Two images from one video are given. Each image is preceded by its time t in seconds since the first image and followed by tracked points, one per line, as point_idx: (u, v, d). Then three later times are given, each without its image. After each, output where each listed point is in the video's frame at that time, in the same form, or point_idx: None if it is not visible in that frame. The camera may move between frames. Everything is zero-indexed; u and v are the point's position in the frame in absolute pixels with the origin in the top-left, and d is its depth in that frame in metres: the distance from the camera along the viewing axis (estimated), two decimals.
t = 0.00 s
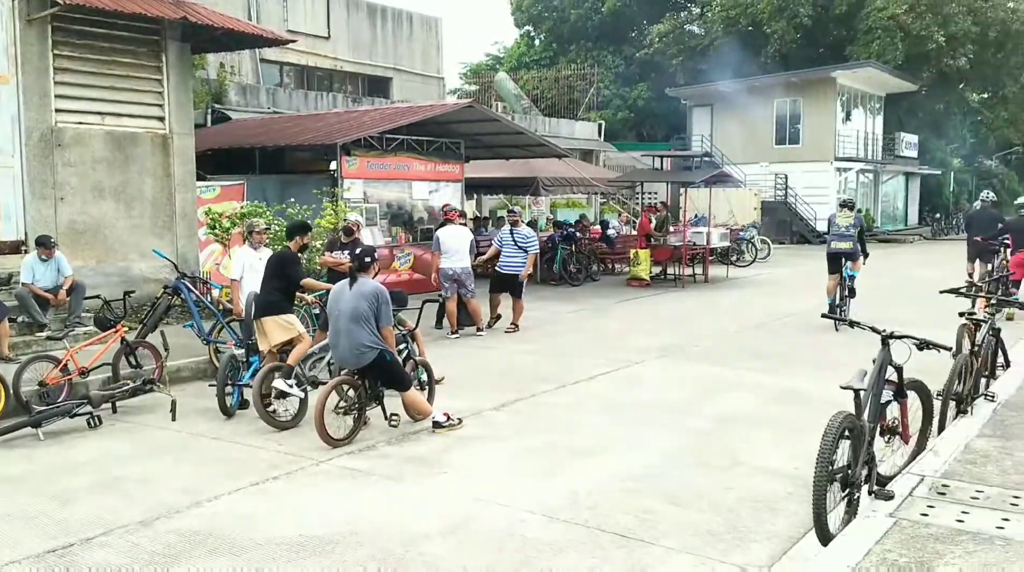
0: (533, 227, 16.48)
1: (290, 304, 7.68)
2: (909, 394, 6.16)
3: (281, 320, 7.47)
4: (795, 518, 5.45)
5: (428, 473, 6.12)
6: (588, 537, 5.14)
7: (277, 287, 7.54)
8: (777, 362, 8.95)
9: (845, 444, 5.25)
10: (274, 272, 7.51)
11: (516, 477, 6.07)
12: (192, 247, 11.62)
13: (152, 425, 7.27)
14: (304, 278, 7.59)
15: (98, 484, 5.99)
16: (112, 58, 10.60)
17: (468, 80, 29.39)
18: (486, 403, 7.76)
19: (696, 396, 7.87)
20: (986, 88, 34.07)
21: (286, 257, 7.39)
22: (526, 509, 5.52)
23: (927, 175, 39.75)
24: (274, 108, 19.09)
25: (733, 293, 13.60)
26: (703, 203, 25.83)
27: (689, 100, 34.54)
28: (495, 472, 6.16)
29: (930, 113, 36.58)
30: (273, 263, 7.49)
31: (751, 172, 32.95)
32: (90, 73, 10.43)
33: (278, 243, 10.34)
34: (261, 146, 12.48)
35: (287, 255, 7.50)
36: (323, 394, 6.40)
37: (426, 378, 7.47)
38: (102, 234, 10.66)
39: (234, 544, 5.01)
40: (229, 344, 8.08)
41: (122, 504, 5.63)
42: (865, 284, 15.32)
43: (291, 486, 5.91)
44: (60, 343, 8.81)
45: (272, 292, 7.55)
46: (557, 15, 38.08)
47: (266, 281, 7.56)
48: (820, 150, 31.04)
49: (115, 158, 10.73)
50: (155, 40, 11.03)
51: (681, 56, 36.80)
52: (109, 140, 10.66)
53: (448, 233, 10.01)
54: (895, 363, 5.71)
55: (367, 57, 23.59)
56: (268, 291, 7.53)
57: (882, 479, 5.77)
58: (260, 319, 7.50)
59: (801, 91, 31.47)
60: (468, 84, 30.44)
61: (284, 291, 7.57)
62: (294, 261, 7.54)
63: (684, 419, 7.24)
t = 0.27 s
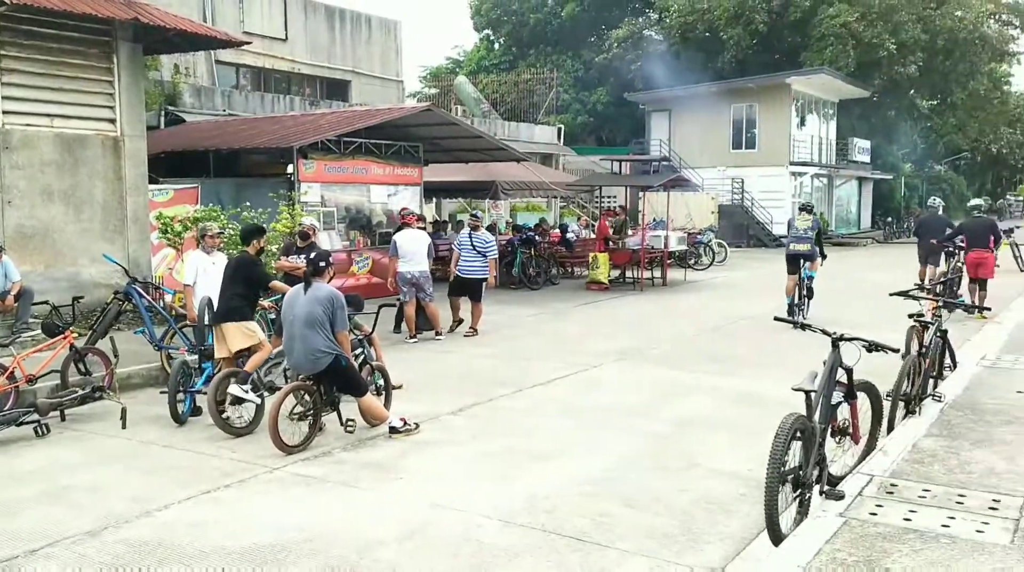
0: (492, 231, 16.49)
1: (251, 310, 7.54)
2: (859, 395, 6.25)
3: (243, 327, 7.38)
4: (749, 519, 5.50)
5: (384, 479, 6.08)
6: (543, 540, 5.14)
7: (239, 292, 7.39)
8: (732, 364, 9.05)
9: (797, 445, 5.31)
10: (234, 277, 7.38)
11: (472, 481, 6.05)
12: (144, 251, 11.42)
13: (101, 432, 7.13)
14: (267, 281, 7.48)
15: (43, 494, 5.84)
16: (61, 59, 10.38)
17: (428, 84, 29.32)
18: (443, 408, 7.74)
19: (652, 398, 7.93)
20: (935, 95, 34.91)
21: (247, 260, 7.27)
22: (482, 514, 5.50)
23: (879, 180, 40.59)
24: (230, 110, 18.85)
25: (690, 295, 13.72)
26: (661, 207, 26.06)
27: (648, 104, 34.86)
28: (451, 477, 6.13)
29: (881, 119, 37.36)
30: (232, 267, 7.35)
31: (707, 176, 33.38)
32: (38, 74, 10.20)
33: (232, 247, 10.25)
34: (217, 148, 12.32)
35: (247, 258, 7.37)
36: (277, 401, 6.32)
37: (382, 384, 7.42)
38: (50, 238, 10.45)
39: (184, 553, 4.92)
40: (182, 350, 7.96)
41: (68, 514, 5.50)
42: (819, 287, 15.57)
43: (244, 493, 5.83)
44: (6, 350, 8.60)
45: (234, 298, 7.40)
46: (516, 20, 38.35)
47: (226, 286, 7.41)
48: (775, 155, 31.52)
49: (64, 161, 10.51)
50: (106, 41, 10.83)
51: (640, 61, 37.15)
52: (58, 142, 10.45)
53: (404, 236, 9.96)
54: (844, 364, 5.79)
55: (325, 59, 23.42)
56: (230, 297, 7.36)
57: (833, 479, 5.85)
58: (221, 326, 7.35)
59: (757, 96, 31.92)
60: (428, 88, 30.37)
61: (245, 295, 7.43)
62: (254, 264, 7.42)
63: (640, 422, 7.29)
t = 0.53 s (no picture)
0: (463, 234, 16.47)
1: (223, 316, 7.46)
2: (825, 396, 6.31)
3: (215, 333, 7.31)
4: (717, 520, 5.53)
5: (353, 484, 6.04)
6: (512, 544, 5.13)
7: (212, 297, 7.34)
8: (701, 366, 9.11)
9: (764, 446, 5.34)
10: (208, 282, 7.33)
11: (442, 486, 6.03)
12: (110, 256, 11.27)
13: (65, 440, 7.02)
14: (239, 285, 7.45)
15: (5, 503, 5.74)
16: (24, 61, 10.23)
17: (400, 86, 29.25)
18: (413, 412, 7.70)
19: (621, 400, 7.96)
20: (900, 99, 35.39)
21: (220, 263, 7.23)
22: (451, 518, 5.49)
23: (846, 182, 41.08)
24: (197, 113, 18.66)
25: (660, 298, 13.79)
26: (632, 209, 26.19)
27: (619, 107, 35.05)
28: (421, 481, 6.11)
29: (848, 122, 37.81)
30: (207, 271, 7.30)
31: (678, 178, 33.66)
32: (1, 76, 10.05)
33: (199, 251, 10.20)
34: (183, 151, 12.20)
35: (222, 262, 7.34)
36: (245, 407, 6.27)
37: (351, 389, 7.39)
38: (13, 243, 10.30)
39: (148, 561, 4.86)
40: (148, 355, 7.86)
41: (30, 523, 5.41)
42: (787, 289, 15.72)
43: (210, 500, 5.77)
44: None
45: (206, 304, 7.34)
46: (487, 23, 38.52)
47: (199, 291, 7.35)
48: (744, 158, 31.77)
49: (27, 164, 10.37)
50: (70, 42, 10.69)
51: (610, 64, 37.33)
52: (21, 145, 10.31)
53: (373, 240, 9.90)
54: (811, 365, 5.83)
55: (294, 62, 23.26)
56: (203, 302, 7.31)
57: (800, 479, 5.89)
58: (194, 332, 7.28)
59: (727, 100, 32.16)
60: (399, 90, 30.28)
61: (218, 300, 7.38)
62: (227, 268, 7.39)
63: (610, 424, 7.31)
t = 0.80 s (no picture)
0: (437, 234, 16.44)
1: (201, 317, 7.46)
2: (794, 394, 6.36)
3: (194, 333, 7.33)
4: (688, 518, 5.56)
5: (324, 487, 6.00)
6: (483, 545, 5.12)
7: (187, 298, 7.32)
8: (673, 364, 9.15)
9: (735, 444, 5.37)
10: (184, 283, 7.29)
11: (414, 488, 6.01)
12: (78, 258, 11.12)
13: (32, 445, 6.91)
14: (214, 286, 7.39)
15: None
16: None
17: (374, 87, 29.15)
18: (386, 413, 7.67)
19: (594, 400, 7.97)
20: (869, 100, 35.78)
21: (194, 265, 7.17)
22: (422, 520, 5.46)
23: (818, 182, 41.48)
24: (167, 114, 18.48)
25: (633, 297, 13.84)
26: (605, 209, 26.28)
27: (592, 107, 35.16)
28: (393, 483, 6.07)
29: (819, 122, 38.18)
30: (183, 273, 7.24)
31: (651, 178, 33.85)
32: None
33: (168, 254, 10.11)
34: (151, 152, 12.08)
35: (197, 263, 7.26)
36: (215, 410, 6.21)
37: (324, 391, 7.35)
38: None
39: (115, 568, 4.80)
40: (115, 360, 7.75)
41: None
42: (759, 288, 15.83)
43: (179, 505, 5.70)
44: None
45: (182, 305, 7.32)
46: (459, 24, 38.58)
47: (174, 292, 7.30)
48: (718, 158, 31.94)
49: None
50: (36, 42, 10.54)
51: (583, 65, 37.45)
52: None
53: (346, 240, 9.87)
54: (781, 364, 5.86)
55: (266, 62, 23.10)
56: (179, 304, 7.30)
57: (770, 476, 5.93)
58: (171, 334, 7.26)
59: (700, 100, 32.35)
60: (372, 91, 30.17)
61: (194, 301, 7.35)
62: (200, 269, 7.30)
63: (582, 423, 7.32)
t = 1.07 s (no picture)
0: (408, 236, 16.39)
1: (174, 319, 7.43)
2: (761, 393, 6.40)
3: (166, 332, 7.29)
4: (656, 519, 5.57)
5: (291, 492, 5.95)
6: (451, 548, 5.11)
7: (161, 301, 7.30)
8: (641, 365, 9.19)
9: (702, 444, 5.40)
10: (160, 286, 7.28)
11: (382, 491, 5.97)
12: (40, 263, 10.93)
13: None
14: (190, 291, 7.36)
15: None
16: None
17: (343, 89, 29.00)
18: (354, 417, 7.62)
19: (565, 401, 7.98)
20: (835, 102, 36.22)
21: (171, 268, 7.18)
22: (390, 524, 5.44)
23: (786, 184, 41.91)
24: (132, 116, 18.25)
25: (602, 298, 13.89)
26: (576, 211, 26.35)
27: (562, 109, 35.26)
28: (361, 487, 6.04)
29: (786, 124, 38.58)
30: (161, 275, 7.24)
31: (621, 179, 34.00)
32: None
33: (133, 258, 9.97)
34: (115, 155, 11.93)
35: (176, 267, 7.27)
36: (180, 416, 6.15)
37: (291, 395, 7.29)
38: None
39: None
40: (78, 365, 7.63)
41: None
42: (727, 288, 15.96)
43: (143, 512, 5.63)
44: None
45: (155, 307, 7.30)
46: (429, 26, 38.62)
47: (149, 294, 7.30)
48: (687, 159, 32.15)
49: None
50: None
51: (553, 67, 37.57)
52: None
53: (315, 242, 9.85)
54: (747, 363, 5.89)
55: (233, 63, 22.90)
56: (152, 306, 7.28)
57: (737, 475, 5.97)
58: (143, 335, 7.25)
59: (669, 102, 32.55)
60: (342, 92, 30.02)
61: (167, 303, 7.33)
62: (177, 272, 7.30)
63: (552, 425, 7.33)
